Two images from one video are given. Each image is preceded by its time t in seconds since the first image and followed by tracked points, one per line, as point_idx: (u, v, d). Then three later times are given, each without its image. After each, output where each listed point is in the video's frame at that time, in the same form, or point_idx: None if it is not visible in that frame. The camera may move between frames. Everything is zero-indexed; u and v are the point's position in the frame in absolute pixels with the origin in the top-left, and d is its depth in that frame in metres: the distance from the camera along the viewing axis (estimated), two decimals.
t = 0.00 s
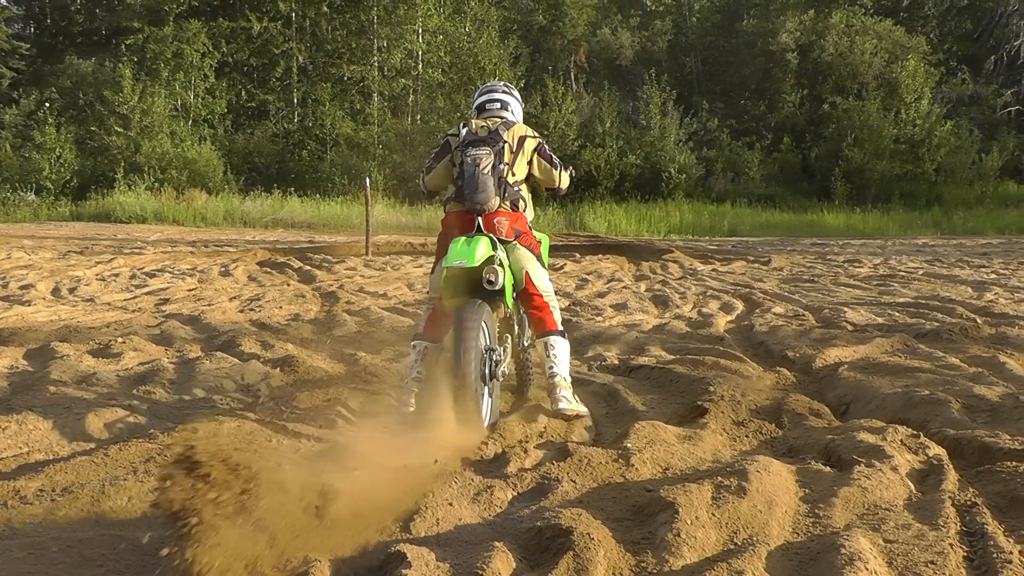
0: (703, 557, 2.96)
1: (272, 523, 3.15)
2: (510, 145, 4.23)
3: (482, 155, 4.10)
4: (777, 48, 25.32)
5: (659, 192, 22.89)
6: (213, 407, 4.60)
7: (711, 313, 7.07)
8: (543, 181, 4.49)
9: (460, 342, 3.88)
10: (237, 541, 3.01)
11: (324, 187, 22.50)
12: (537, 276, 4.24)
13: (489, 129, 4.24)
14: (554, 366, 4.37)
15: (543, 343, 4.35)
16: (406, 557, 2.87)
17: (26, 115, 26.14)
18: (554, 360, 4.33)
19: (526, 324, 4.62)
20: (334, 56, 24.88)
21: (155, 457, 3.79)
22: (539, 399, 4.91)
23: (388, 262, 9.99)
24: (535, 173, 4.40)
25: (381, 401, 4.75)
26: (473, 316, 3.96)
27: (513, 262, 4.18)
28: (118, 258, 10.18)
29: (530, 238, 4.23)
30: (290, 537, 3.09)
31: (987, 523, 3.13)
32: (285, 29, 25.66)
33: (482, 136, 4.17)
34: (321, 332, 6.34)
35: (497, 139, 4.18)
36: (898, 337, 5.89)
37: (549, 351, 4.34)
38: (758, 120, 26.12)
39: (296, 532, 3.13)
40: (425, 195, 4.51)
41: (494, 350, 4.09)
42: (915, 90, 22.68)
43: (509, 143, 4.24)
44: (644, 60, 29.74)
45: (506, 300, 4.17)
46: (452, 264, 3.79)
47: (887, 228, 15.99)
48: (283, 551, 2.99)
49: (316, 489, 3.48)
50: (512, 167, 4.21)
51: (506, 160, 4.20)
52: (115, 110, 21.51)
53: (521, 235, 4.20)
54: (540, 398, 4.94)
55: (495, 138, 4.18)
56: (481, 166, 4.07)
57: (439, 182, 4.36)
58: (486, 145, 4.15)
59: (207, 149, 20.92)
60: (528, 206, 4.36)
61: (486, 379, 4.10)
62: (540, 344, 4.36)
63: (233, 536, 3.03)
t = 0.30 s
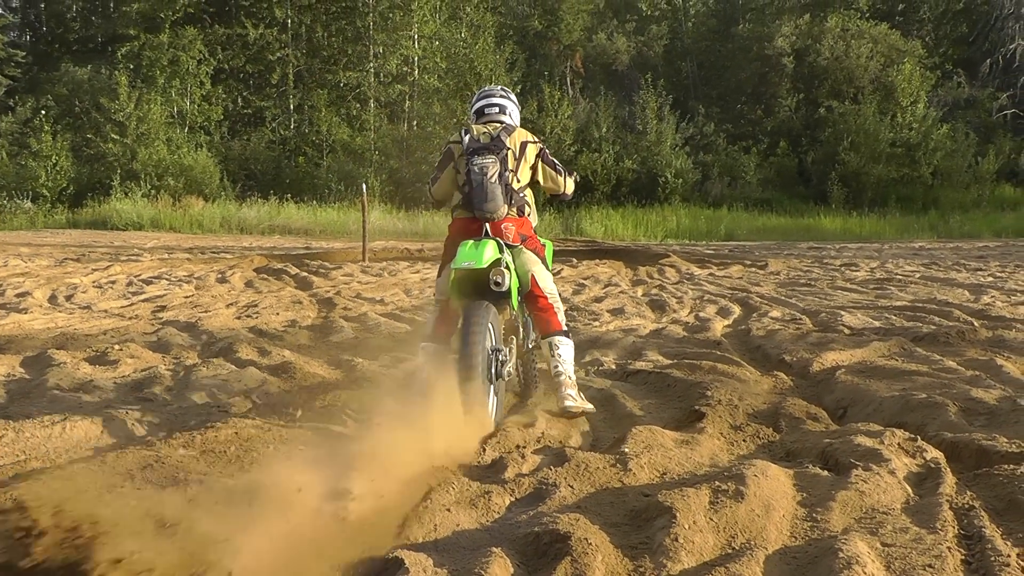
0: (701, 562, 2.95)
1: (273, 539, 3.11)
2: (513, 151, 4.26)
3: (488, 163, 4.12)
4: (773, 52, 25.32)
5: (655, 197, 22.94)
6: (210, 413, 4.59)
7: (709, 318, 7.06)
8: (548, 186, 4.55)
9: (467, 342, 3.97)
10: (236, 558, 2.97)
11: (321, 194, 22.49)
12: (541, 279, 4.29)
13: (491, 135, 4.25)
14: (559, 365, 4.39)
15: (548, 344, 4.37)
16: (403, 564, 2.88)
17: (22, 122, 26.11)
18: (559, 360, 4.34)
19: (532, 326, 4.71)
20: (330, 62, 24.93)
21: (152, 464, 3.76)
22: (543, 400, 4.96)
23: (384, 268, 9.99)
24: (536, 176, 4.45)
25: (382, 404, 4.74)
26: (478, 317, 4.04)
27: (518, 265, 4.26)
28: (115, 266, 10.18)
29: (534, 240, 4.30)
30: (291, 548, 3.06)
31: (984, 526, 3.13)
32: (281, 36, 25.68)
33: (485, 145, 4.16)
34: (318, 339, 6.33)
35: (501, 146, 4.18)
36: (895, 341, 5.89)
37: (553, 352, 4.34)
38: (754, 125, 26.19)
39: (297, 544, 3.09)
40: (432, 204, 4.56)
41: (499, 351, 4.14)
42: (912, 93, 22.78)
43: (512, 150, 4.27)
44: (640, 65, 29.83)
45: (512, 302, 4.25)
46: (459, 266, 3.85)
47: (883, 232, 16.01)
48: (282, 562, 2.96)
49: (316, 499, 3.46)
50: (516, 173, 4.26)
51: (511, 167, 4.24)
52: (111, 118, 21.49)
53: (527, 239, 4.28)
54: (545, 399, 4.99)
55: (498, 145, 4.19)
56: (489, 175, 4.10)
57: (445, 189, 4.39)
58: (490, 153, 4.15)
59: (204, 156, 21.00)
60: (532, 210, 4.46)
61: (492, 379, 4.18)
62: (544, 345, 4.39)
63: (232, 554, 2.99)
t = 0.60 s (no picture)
0: (696, 567, 2.95)
1: (267, 544, 3.09)
2: (518, 158, 4.38)
3: (497, 173, 4.25)
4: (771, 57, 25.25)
5: (653, 201, 22.96)
6: (206, 415, 4.58)
7: (706, 322, 7.07)
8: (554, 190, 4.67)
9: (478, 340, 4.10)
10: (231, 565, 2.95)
11: (317, 197, 22.49)
12: (548, 280, 4.51)
13: (496, 144, 4.37)
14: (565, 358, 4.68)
15: (556, 343, 4.63)
16: (399, 566, 2.88)
17: (20, 124, 26.07)
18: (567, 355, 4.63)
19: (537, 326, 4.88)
20: (328, 64, 24.93)
21: (147, 466, 3.74)
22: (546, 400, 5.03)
23: (381, 271, 9.99)
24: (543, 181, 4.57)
25: (382, 406, 4.73)
26: (490, 316, 4.19)
27: (527, 267, 4.46)
28: (112, 267, 10.16)
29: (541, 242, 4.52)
30: (286, 554, 3.03)
31: (980, 533, 3.13)
32: (279, 38, 25.66)
33: (491, 154, 4.28)
34: (315, 341, 6.32)
35: (507, 155, 4.31)
36: (892, 347, 5.89)
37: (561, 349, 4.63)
38: (751, 129, 26.22)
39: (292, 548, 3.08)
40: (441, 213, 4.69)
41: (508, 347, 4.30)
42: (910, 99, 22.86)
43: (517, 156, 4.39)
44: (638, 69, 29.78)
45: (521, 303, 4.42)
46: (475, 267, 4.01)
47: (880, 238, 16.04)
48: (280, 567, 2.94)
49: (313, 502, 3.44)
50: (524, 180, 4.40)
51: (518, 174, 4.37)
52: (108, 119, 21.45)
53: (535, 243, 4.50)
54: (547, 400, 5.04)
55: (503, 153, 4.32)
56: (498, 184, 4.23)
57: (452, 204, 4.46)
58: (497, 162, 4.28)
59: (202, 158, 21.01)
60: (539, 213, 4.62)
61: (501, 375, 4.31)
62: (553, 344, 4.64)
63: (233, 558, 2.98)
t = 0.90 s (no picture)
0: (696, 570, 2.95)
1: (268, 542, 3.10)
2: (527, 165, 4.62)
3: (507, 179, 4.52)
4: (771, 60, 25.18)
5: (653, 204, 22.98)
6: (206, 416, 4.58)
7: (705, 325, 7.07)
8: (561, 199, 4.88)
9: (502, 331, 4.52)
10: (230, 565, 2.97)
11: (317, 198, 22.49)
12: (559, 280, 4.71)
13: (505, 151, 4.63)
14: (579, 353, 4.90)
15: (568, 341, 4.83)
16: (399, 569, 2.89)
17: (20, 124, 26.10)
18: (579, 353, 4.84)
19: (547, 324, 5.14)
20: (327, 66, 24.90)
21: (147, 465, 3.75)
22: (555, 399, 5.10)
23: (380, 273, 9.99)
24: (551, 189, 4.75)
25: (385, 399, 4.75)
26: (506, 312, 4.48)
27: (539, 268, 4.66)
28: (111, 268, 10.15)
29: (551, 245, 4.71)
30: (282, 549, 3.04)
31: (980, 536, 3.12)
32: (279, 40, 25.68)
33: (500, 162, 4.57)
34: (315, 342, 6.32)
35: (517, 162, 4.57)
36: (892, 350, 5.89)
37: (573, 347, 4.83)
38: (751, 132, 26.23)
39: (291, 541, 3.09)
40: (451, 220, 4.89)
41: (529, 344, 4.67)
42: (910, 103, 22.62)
43: (526, 163, 4.62)
44: (638, 72, 29.65)
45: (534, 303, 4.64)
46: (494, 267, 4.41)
47: (880, 241, 16.05)
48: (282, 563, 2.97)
49: (315, 495, 3.46)
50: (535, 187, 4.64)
51: (527, 180, 4.60)
52: (109, 120, 21.47)
53: (546, 246, 4.69)
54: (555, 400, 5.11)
55: (513, 160, 4.58)
56: (509, 189, 4.50)
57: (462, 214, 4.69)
58: (508, 169, 4.55)
59: (202, 159, 21.02)
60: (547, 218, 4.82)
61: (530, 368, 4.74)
62: (564, 343, 4.85)
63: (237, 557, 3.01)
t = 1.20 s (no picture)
0: (700, 570, 2.96)
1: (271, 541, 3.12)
2: (540, 169, 4.94)
3: (521, 183, 4.86)
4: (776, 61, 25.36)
5: (657, 205, 22.99)
6: (211, 416, 4.59)
7: (709, 326, 7.07)
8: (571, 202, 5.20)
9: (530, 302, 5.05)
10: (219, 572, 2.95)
11: (322, 199, 22.52)
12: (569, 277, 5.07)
13: (521, 154, 4.95)
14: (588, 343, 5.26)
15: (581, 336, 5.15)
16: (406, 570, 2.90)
17: (25, 124, 26.21)
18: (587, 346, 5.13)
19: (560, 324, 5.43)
20: (332, 66, 24.93)
21: (152, 466, 3.76)
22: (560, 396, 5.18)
23: (384, 273, 10.00)
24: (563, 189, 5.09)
25: (392, 393, 4.77)
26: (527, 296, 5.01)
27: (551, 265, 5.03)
28: (116, 268, 10.18)
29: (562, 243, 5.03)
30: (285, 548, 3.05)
31: (984, 537, 3.13)
32: (284, 40, 25.73)
33: (515, 165, 4.89)
34: (319, 342, 6.33)
35: (531, 166, 4.89)
36: (896, 351, 5.88)
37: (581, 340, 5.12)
38: (755, 133, 26.22)
39: (283, 541, 3.10)
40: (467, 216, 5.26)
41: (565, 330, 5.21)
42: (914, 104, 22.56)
43: (540, 167, 4.94)
44: (643, 72, 29.67)
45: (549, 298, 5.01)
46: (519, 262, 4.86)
47: (885, 242, 16.03)
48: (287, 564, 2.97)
49: (320, 494, 3.48)
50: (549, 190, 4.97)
51: (540, 184, 4.92)
52: (114, 120, 21.53)
53: (559, 247, 5.07)
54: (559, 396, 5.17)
55: (528, 163, 4.90)
56: (523, 192, 4.86)
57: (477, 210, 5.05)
58: (523, 172, 4.88)
59: (206, 160, 21.04)
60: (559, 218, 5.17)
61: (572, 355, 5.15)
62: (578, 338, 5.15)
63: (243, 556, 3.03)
